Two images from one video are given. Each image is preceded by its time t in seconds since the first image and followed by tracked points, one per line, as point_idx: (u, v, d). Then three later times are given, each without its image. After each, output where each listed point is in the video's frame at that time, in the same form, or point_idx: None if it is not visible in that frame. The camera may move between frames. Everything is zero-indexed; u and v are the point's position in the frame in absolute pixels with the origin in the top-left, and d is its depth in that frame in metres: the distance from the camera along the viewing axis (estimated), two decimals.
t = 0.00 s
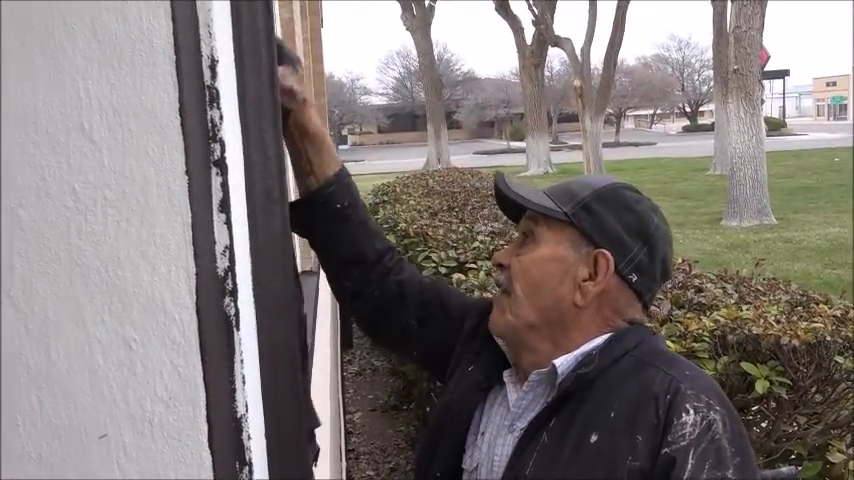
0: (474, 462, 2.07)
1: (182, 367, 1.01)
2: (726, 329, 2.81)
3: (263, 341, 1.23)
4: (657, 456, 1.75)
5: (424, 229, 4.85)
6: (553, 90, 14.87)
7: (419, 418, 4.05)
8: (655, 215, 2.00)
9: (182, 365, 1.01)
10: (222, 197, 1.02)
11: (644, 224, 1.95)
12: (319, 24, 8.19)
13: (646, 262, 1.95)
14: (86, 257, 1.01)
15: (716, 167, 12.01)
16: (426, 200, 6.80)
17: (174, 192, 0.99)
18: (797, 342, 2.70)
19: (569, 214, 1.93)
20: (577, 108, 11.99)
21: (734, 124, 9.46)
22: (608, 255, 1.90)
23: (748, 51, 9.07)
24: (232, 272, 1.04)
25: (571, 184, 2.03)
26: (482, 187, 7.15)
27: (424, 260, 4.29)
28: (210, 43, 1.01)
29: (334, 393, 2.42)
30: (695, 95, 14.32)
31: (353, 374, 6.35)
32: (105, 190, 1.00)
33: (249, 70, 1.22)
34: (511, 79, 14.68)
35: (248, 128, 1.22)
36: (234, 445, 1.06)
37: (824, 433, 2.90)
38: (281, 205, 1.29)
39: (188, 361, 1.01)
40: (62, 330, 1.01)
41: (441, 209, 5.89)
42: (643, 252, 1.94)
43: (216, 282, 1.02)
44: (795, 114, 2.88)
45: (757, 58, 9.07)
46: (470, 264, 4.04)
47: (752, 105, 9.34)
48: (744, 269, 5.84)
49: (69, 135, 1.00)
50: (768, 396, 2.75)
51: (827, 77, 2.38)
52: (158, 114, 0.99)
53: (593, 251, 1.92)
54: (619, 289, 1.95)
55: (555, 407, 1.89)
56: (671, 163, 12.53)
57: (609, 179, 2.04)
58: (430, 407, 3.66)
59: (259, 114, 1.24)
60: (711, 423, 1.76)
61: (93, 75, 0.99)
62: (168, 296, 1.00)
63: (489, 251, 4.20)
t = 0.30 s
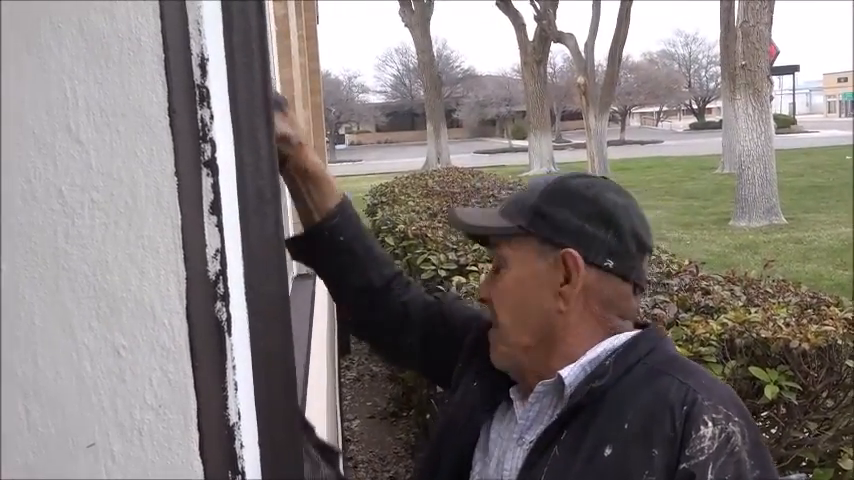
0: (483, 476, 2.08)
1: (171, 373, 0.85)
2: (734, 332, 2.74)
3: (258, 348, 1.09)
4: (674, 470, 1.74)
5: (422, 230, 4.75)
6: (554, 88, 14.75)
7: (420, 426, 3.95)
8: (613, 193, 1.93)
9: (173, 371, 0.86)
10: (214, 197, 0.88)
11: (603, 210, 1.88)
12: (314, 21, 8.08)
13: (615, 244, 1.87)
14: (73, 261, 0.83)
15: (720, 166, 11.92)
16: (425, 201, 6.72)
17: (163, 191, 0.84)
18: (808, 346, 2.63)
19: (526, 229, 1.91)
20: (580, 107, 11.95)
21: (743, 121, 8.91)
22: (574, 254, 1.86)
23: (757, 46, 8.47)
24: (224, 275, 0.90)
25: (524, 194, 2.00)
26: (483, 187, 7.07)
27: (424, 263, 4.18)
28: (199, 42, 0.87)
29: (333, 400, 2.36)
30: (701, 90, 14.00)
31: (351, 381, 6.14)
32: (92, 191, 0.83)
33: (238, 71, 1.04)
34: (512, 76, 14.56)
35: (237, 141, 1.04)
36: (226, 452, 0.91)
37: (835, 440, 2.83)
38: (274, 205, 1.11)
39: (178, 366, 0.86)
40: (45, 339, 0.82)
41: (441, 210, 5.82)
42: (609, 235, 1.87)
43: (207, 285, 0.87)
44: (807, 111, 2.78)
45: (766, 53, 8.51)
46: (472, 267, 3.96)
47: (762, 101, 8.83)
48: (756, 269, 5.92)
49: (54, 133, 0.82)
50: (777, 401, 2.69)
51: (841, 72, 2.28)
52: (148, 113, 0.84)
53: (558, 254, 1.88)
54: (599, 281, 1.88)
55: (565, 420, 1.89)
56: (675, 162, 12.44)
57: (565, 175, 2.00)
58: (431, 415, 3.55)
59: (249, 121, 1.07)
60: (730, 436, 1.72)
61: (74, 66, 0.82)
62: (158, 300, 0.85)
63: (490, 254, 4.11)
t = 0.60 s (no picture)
0: None
1: (165, 377, 0.86)
2: (744, 334, 2.65)
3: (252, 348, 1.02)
4: None
5: (423, 229, 4.60)
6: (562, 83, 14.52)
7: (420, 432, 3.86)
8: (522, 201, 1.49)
9: (166, 374, 0.87)
10: (207, 198, 0.88)
11: (510, 232, 1.45)
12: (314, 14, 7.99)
13: (542, 255, 1.43)
14: (63, 262, 0.84)
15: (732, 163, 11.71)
16: (425, 198, 6.63)
17: (156, 190, 0.85)
18: (819, 348, 2.56)
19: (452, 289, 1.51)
20: (586, 102, 11.90)
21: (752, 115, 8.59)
22: (506, 294, 1.43)
23: (767, 40, 8.03)
24: (218, 275, 0.90)
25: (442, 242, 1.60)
26: (486, 185, 6.95)
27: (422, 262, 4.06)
28: (193, 34, 0.86)
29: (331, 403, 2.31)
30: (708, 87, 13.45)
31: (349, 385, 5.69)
32: (83, 190, 0.83)
33: (235, 68, 0.97)
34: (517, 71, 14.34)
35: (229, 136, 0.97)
36: (217, 455, 0.92)
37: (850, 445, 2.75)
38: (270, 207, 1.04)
39: (172, 370, 0.87)
40: (41, 339, 0.83)
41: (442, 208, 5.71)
42: (530, 252, 1.43)
43: (202, 286, 0.88)
44: (819, 104, 2.74)
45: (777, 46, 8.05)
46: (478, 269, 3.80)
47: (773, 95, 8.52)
48: (767, 270, 5.91)
49: (45, 133, 0.82)
50: (789, 405, 2.62)
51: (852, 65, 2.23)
52: (139, 109, 0.84)
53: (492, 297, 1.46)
54: (552, 305, 1.44)
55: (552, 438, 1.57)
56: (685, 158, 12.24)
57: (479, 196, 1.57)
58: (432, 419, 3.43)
59: (244, 117, 0.99)
60: (701, 457, 1.40)
61: (68, 67, 0.82)
62: (151, 301, 0.85)
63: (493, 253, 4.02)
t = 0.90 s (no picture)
0: None
1: (160, 368, 0.81)
2: (748, 328, 2.61)
3: (249, 343, 0.96)
4: None
5: (423, 222, 4.52)
6: (564, 74, 14.43)
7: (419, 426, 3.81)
8: (492, 208, 1.34)
9: (161, 366, 0.81)
10: (203, 186, 0.82)
11: (483, 238, 1.30)
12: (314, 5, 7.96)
13: (523, 259, 1.28)
14: (55, 252, 0.77)
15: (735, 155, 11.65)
16: (424, 190, 6.59)
17: (150, 178, 0.79)
18: (824, 343, 2.54)
19: (440, 310, 1.38)
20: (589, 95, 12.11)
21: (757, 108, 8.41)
22: (492, 304, 1.29)
23: (774, 30, 7.90)
24: (215, 266, 0.84)
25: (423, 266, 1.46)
26: (487, 177, 6.91)
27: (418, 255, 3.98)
28: (188, 21, 0.80)
29: (329, 397, 2.26)
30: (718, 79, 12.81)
31: (348, 378, 5.64)
32: (76, 180, 0.77)
33: (232, 59, 0.92)
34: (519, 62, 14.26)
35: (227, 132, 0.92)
36: (214, 450, 0.86)
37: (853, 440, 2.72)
38: (268, 198, 0.97)
39: (167, 362, 0.81)
40: (33, 330, 0.77)
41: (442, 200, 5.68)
42: (507, 257, 1.28)
43: (196, 277, 0.82)
44: (826, 96, 2.73)
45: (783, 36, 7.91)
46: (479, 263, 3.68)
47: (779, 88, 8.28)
48: (771, 263, 5.88)
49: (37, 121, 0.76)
50: (793, 400, 2.57)
51: None
52: (133, 95, 0.78)
53: (478, 308, 1.31)
54: (541, 309, 1.28)
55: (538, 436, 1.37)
56: (689, 150, 12.17)
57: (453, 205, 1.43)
58: (432, 413, 3.38)
59: (242, 111, 0.93)
60: (669, 451, 1.16)
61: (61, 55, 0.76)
62: (144, 292, 0.80)
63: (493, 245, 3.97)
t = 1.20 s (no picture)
0: None
1: (159, 357, 0.81)
2: (747, 318, 2.63)
3: (249, 332, 0.96)
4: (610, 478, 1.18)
5: (423, 213, 4.48)
6: (564, 64, 14.37)
7: (418, 416, 3.82)
8: (499, 195, 1.36)
9: (160, 354, 0.81)
10: (202, 173, 0.82)
11: (488, 225, 1.31)
12: None
13: (527, 244, 1.29)
14: (55, 239, 0.77)
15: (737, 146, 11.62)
16: (424, 181, 6.59)
17: (148, 165, 0.78)
18: (824, 333, 2.54)
19: (446, 296, 1.39)
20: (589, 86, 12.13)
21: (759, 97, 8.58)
22: (498, 290, 1.30)
23: (774, 20, 7.97)
24: (214, 255, 0.84)
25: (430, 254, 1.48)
26: (487, 168, 6.91)
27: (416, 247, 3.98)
28: (187, 8, 0.80)
29: (328, 385, 2.27)
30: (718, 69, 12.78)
31: (347, 369, 5.64)
32: (76, 167, 0.77)
33: (231, 48, 0.92)
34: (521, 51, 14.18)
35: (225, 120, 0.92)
36: (214, 439, 0.85)
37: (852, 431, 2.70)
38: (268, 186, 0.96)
39: (166, 350, 0.81)
40: (32, 315, 0.77)
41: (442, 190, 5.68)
42: (514, 243, 1.29)
43: (196, 266, 0.82)
44: (826, 87, 2.73)
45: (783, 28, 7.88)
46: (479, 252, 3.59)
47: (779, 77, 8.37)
48: (770, 254, 5.88)
49: (35, 107, 0.76)
50: (792, 390, 2.58)
51: None
52: (132, 82, 0.77)
53: (484, 293, 1.32)
54: (547, 295, 1.29)
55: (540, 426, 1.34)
56: (690, 141, 12.12)
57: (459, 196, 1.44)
58: (431, 404, 3.39)
59: (241, 97, 0.93)
60: (678, 436, 1.16)
61: (60, 41, 0.75)
62: (144, 281, 0.80)
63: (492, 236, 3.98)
